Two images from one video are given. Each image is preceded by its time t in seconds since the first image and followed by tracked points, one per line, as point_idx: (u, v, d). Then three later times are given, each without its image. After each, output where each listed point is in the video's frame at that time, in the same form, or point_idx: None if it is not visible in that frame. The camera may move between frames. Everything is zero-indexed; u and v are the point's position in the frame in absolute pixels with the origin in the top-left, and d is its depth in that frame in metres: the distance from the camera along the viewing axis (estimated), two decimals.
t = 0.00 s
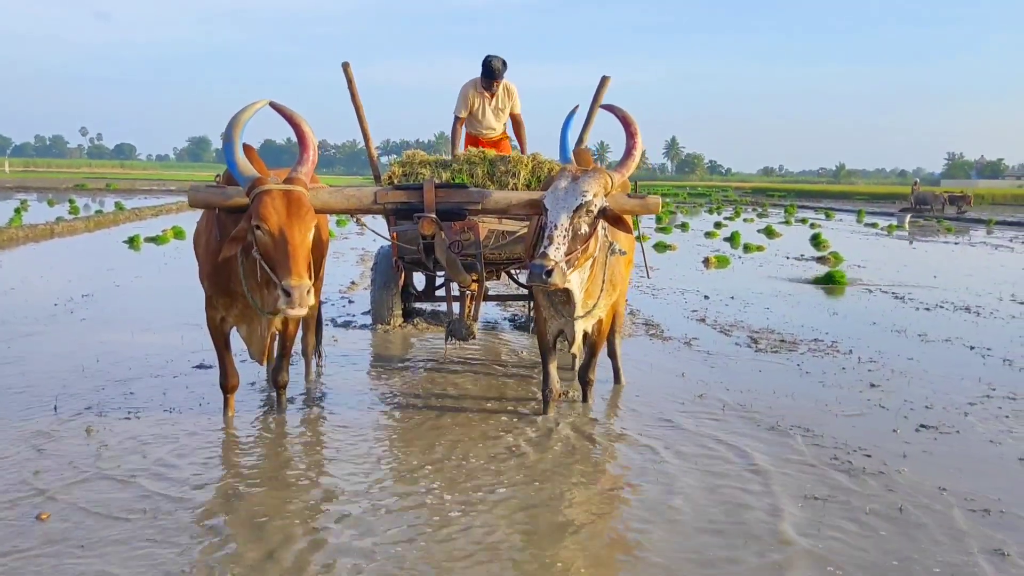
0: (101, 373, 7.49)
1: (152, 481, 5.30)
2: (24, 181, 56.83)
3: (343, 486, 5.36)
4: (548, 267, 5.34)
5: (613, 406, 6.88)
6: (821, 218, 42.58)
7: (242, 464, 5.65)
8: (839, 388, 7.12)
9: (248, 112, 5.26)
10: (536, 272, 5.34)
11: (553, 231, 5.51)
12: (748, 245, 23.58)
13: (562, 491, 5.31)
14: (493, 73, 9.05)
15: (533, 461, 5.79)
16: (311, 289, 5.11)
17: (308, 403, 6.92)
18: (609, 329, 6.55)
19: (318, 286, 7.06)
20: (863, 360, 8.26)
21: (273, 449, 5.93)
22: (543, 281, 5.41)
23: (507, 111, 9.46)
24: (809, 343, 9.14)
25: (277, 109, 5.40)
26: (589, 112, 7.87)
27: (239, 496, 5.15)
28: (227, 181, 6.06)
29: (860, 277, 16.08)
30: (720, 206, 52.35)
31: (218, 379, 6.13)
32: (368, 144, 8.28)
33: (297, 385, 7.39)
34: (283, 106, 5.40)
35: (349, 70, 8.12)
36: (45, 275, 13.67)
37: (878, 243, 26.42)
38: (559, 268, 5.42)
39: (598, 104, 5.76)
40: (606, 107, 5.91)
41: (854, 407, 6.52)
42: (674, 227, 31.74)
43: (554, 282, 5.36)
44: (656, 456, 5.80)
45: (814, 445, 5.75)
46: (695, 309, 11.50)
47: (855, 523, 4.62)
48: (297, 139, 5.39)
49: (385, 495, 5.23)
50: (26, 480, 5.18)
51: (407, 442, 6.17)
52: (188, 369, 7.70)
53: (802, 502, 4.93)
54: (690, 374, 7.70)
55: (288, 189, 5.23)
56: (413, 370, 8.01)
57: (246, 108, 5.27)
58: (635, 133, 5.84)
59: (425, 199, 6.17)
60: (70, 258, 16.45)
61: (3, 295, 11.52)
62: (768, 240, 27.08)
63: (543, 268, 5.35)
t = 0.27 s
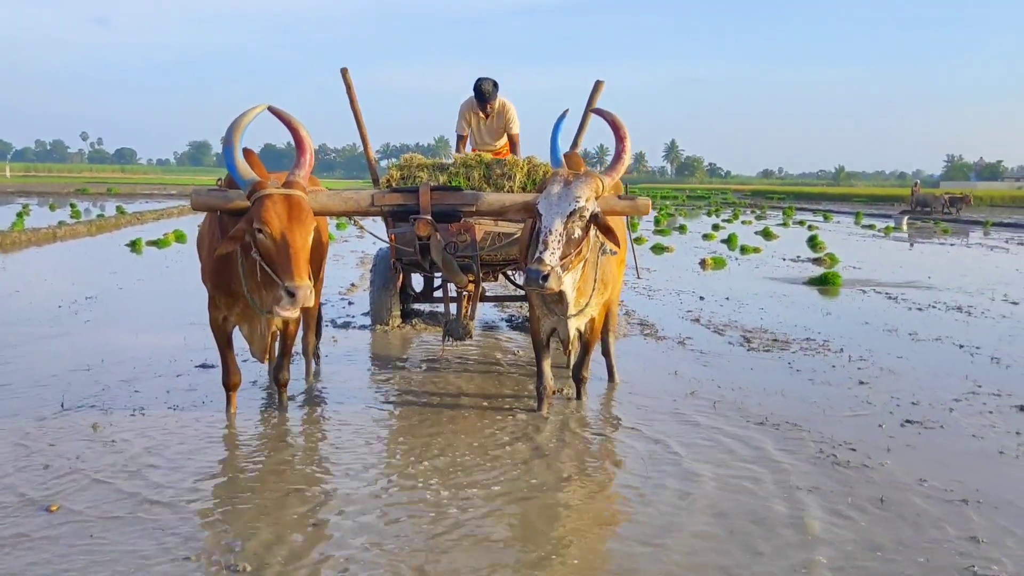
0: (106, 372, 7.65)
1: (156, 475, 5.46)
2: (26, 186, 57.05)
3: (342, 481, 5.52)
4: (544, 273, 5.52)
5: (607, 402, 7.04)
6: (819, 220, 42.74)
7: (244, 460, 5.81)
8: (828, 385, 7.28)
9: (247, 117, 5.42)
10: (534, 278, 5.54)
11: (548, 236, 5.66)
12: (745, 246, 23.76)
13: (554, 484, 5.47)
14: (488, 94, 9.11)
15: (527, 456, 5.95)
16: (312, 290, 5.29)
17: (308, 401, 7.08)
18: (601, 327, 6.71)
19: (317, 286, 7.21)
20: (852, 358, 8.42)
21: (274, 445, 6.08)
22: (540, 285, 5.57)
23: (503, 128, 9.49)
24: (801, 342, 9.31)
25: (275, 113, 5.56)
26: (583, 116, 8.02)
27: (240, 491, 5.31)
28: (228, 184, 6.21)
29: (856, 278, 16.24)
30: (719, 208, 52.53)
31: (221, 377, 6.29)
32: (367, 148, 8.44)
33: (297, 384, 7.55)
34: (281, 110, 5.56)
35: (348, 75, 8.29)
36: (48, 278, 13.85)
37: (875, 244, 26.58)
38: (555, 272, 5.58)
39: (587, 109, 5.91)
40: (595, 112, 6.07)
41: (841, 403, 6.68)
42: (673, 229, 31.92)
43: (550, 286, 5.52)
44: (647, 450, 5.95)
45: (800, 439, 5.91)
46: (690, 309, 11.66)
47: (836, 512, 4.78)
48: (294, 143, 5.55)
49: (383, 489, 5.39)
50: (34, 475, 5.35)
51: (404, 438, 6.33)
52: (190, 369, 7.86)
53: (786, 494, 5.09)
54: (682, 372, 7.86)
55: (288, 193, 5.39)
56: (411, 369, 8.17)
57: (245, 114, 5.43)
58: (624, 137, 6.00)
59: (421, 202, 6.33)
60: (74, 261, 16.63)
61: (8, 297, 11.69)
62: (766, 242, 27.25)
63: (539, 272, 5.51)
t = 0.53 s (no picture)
0: (111, 371, 7.82)
1: (163, 469, 5.62)
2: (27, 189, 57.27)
3: (343, 474, 5.68)
4: (541, 270, 5.68)
5: (601, 399, 7.21)
6: (817, 221, 42.91)
7: (247, 454, 5.97)
8: (818, 381, 7.44)
9: (255, 121, 5.56)
10: (530, 275, 5.69)
11: (543, 235, 5.82)
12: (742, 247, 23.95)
13: (549, 476, 5.63)
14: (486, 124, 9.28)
15: (523, 450, 6.11)
16: (314, 288, 5.46)
17: (309, 398, 7.24)
18: (595, 324, 6.87)
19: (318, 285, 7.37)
20: (843, 356, 8.58)
21: (276, 441, 6.24)
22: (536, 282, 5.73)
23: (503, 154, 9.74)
24: (793, 340, 9.47)
25: (282, 116, 5.70)
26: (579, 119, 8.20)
27: (244, 482, 5.49)
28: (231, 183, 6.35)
29: (850, 278, 16.41)
30: (717, 210, 52.72)
31: (224, 374, 6.45)
32: (367, 150, 8.61)
33: (298, 381, 7.71)
34: (287, 114, 5.70)
35: (348, 79, 8.46)
36: (52, 280, 14.01)
37: (872, 245, 26.77)
38: (551, 270, 5.74)
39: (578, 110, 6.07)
40: (586, 114, 6.23)
41: (830, 399, 6.84)
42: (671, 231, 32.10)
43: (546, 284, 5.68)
44: (640, 444, 6.12)
45: (789, 433, 6.07)
46: (685, 309, 11.83)
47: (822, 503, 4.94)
48: (299, 146, 5.71)
49: (383, 482, 5.55)
50: (44, 468, 5.53)
51: (403, 434, 6.49)
52: (194, 367, 8.02)
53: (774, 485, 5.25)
54: (676, 369, 8.03)
55: (292, 194, 5.56)
56: (410, 367, 8.34)
57: (253, 117, 5.57)
58: (614, 138, 6.17)
59: (418, 203, 6.50)
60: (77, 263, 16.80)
61: (13, 299, 11.86)
62: (763, 243, 27.44)
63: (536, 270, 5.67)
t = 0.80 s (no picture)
0: (120, 370, 7.98)
1: (173, 464, 5.78)
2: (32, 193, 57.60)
3: (348, 469, 5.83)
4: (541, 271, 5.83)
5: (600, 396, 7.36)
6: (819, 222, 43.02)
7: (254, 450, 6.13)
8: (813, 378, 7.58)
9: (266, 126, 5.71)
10: (531, 276, 5.85)
11: (543, 237, 5.98)
12: (743, 249, 24.09)
13: (549, 470, 5.77)
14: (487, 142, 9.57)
15: (523, 446, 6.26)
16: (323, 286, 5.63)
17: (314, 395, 7.40)
18: (593, 323, 7.03)
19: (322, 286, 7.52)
20: (839, 354, 8.73)
21: (282, 437, 6.40)
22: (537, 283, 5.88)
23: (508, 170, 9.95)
24: (790, 339, 9.62)
25: (291, 121, 5.85)
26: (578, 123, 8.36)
27: (253, 476, 5.65)
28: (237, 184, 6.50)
29: (850, 279, 16.54)
30: (719, 211, 52.86)
31: (231, 372, 6.60)
32: (370, 154, 8.78)
33: (303, 380, 7.86)
34: (296, 119, 5.85)
35: (352, 84, 8.63)
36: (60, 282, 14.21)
37: (873, 246, 26.87)
38: (552, 271, 5.89)
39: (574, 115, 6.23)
40: (582, 118, 6.39)
41: (824, 395, 6.99)
42: (673, 232, 32.24)
43: (547, 284, 5.84)
44: (637, 440, 6.26)
45: (783, 428, 6.21)
46: (685, 309, 11.98)
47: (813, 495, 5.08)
48: (306, 151, 5.87)
49: (387, 476, 5.71)
50: (58, 462, 5.70)
51: (407, 430, 6.65)
52: (201, 366, 8.18)
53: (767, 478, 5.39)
54: (674, 367, 8.18)
55: (302, 196, 5.73)
56: (413, 366, 8.49)
57: (263, 122, 5.72)
58: (609, 142, 6.33)
59: (420, 205, 6.66)
60: (84, 266, 17.00)
61: (22, 300, 12.04)
62: (764, 244, 27.56)
63: (537, 271, 5.82)
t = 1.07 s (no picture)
0: (122, 370, 8.05)
1: (173, 463, 5.84)
2: (33, 194, 57.70)
3: (347, 469, 5.89)
4: (538, 272, 5.88)
5: (597, 397, 7.42)
6: (818, 224, 43.11)
7: (254, 450, 6.20)
8: (808, 379, 7.64)
9: (261, 129, 5.74)
10: (528, 277, 5.90)
11: (540, 238, 6.04)
12: (742, 250, 24.16)
13: (546, 470, 5.84)
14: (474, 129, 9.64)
15: (521, 446, 6.32)
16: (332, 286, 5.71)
17: (313, 396, 7.45)
18: (590, 324, 7.09)
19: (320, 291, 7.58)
20: (835, 355, 8.79)
21: (282, 437, 6.46)
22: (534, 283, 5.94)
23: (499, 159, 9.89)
24: (786, 340, 9.68)
25: (284, 123, 5.90)
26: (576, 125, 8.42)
27: (252, 476, 5.72)
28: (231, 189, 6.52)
29: (848, 280, 16.59)
30: (719, 213, 52.89)
31: (231, 372, 6.66)
32: (370, 155, 8.84)
33: (302, 380, 7.92)
34: (289, 120, 5.90)
35: (351, 85, 8.69)
36: (61, 283, 14.27)
37: (871, 248, 26.95)
38: (548, 271, 5.95)
39: (571, 117, 6.28)
40: (579, 121, 6.45)
41: (819, 396, 7.05)
42: (673, 234, 32.30)
43: (543, 284, 5.90)
44: (634, 440, 6.32)
45: (777, 428, 6.28)
46: (683, 310, 12.04)
47: (807, 493, 5.15)
48: (300, 151, 5.92)
49: (386, 476, 5.77)
50: (59, 462, 5.77)
51: (405, 430, 6.71)
52: (201, 367, 8.24)
53: (762, 477, 5.46)
54: (671, 369, 8.24)
55: (305, 199, 5.81)
56: (412, 366, 8.55)
57: (258, 126, 5.75)
58: (606, 144, 6.38)
59: (419, 206, 6.73)
60: (85, 267, 17.06)
61: (24, 301, 12.10)
62: (763, 245, 27.62)
63: (533, 271, 5.88)
